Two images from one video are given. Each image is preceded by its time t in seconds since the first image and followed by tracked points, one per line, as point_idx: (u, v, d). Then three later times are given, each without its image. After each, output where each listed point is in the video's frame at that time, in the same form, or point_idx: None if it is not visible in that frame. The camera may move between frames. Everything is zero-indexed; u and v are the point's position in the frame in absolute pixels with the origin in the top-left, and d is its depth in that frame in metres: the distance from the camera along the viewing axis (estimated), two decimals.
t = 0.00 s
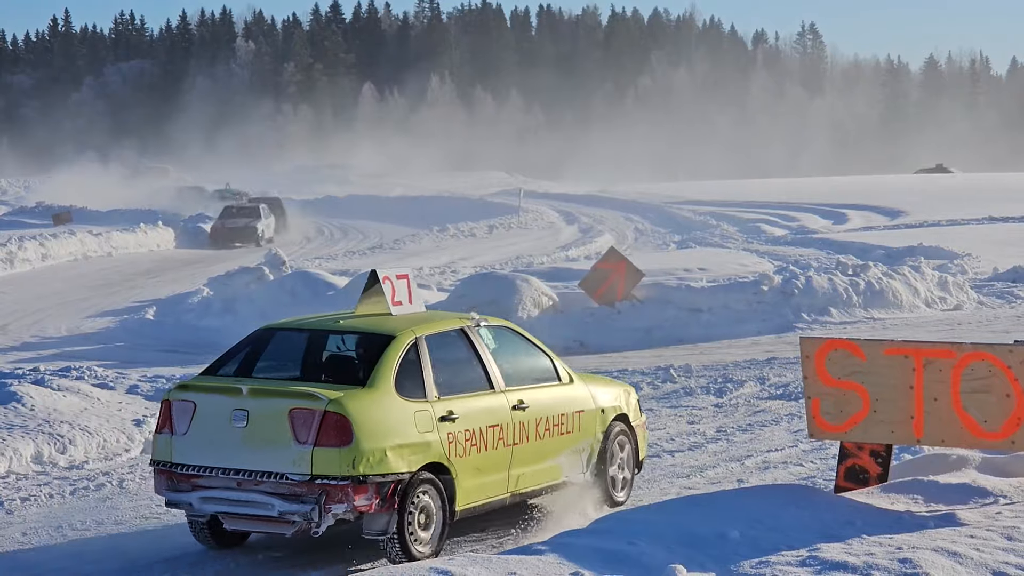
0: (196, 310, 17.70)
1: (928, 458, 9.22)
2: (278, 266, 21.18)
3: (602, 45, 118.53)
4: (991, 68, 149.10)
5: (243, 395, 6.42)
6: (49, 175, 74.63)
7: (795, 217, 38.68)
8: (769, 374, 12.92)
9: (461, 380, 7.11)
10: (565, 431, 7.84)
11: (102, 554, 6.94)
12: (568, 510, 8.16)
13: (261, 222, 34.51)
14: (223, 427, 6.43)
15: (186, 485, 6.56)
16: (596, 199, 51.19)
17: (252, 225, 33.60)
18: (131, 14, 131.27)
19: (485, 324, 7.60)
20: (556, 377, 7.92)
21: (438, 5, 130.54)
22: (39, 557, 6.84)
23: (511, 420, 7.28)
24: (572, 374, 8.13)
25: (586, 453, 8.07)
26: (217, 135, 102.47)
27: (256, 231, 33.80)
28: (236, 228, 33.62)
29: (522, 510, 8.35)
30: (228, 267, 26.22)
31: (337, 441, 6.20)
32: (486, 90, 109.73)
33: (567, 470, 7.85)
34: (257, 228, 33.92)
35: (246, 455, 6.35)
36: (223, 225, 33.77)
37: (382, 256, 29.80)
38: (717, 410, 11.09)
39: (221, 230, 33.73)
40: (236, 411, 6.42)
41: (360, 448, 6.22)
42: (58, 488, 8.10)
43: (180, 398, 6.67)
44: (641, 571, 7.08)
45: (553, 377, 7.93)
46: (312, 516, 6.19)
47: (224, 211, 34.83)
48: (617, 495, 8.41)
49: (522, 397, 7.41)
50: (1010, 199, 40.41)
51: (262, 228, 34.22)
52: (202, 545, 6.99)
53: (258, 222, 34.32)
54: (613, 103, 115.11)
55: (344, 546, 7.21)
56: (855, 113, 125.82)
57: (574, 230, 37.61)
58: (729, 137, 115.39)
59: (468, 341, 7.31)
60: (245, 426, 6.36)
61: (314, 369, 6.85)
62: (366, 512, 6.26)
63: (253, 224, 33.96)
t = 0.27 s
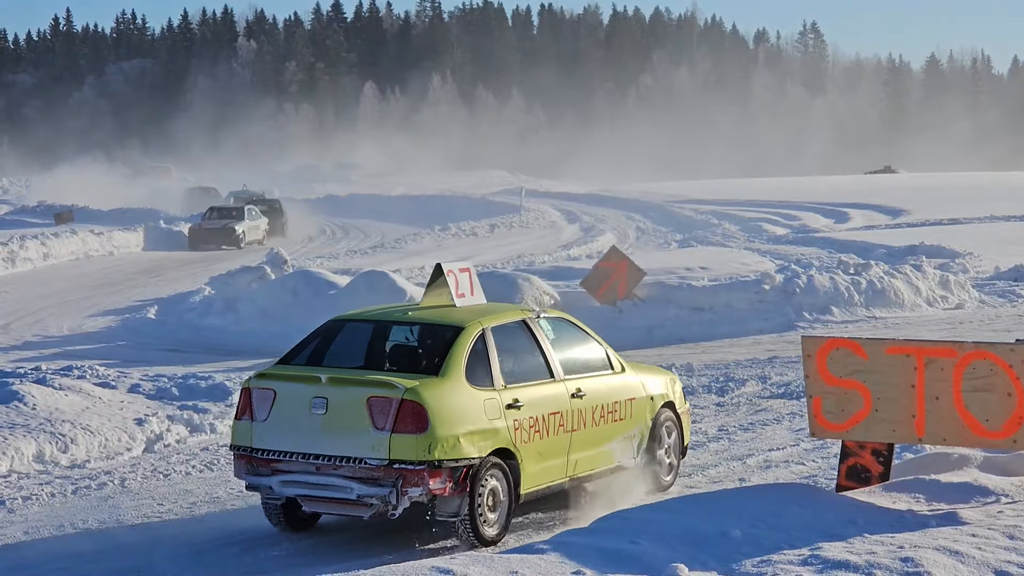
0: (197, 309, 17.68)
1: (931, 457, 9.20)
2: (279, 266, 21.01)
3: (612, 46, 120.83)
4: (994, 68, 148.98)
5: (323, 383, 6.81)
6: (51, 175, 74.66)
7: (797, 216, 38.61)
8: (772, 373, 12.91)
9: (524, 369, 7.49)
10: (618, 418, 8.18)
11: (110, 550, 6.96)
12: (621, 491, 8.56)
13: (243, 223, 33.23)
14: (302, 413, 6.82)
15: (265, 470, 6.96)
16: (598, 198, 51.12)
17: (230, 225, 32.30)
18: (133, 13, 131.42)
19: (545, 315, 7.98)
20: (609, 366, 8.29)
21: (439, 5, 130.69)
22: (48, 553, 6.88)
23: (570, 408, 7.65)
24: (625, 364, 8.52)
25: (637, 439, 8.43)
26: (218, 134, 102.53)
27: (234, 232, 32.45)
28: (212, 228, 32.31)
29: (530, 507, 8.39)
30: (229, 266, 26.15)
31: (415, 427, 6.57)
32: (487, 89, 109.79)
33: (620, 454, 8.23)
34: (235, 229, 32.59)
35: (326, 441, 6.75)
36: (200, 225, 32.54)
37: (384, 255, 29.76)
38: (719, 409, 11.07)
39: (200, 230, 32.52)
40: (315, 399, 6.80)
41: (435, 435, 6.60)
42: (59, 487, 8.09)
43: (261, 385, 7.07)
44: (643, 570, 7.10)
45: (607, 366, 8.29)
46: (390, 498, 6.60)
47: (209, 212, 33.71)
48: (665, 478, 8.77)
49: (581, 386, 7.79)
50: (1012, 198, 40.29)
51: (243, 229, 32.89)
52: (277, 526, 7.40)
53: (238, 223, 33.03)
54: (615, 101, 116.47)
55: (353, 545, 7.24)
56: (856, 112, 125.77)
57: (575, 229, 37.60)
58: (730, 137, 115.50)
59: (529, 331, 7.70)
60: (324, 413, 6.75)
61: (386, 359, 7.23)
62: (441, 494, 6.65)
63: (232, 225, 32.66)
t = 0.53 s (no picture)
0: (202, 308, 17.67)
1: (935, 456, 9.19)
2: (283, 264, 20.96)
3: (618, 45, 123.44)
4: (998, 67, 149.02)
5: (401, 369, 7.29)
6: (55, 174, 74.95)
7: (801, 215, 38.57)
8: (778, 371, 12.92)
9: (589, 355, 7.95)
10: (674, 401, 8.61)
11: (119, 546, 7.02)
12: (677, 469, 8.95)
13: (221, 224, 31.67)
14: (383, 399, 7.31)
15: (347, 452, 7.45)
16: (602, 198, 51.08)
17: (207, 227, 30.76)
18: (136, 12, 131.45)
19: (606, 304, 8.43)
20: (667, 351, 8.72)
21: (443, 5, 130.78)
22: (58, 547, 6.97)
23: (632, 391, 8.11)
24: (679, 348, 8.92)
25: (693, 421, 8.86)
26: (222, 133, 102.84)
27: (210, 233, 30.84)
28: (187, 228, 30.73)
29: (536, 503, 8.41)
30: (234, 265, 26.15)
31: (490, 410, 7.05)
32: (490, 89, 110.13)
33: (678, 436, 8.65)
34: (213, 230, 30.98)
35: (407, 423, 7.23)
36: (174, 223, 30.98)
37: (388, 254, 29.77)
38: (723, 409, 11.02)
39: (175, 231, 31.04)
40: (394, 385, 7.29)
41: (509, 417, 7.08)
42: (63, 487, 8.10)
43: (341, 372, 7.57)
44: (649, 568, 7.14)
45: (664, 352, 8.73)
46: (468, 477, 7.07)
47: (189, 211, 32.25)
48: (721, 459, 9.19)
49: (642, 368, 8.27)
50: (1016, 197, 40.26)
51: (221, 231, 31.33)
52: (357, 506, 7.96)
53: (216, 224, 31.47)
54: (619, 101, 117.23)
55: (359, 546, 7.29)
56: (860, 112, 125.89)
57: (580, 228, 37.63)
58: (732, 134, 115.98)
59: (592, 318, 8.15)
60: (403, 398, 7.23)
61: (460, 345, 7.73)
62: (515, 474, 7.14)
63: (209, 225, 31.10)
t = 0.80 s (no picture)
0: (210, 307, 17.71)
1: (943, 455, 9.17)
2: (290, 264, 20.96)
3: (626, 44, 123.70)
4: (1004, 66, 148.87)
5: (485, 352, 7.88)
6: (63, 173, 75.16)
7: (809, 213, 38.56)
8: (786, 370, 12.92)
9: (660, 339, 8.50)
10: (739, 383, 9.13)
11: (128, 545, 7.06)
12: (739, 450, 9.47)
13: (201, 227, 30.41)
14: (468, 380, 7.91)
15: (433, 431, 8.05)
16: (610, 196, 51.06)
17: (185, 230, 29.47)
18: (143, 12, 131.44)
19: (675, 291, 8.97)
20: (730, 336, 9.25)
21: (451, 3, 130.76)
22: (69, 545, 7.02)
23: (700, 373, 8.65)
24: (743, 335, 9.44)
25: (756, 403, 9.38)
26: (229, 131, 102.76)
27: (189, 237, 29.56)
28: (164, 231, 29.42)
29: (554, 499, 8.48)
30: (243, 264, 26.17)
31: (570, 390, 7.60)
32: (498, 87, 110.01)
33: (742, 417, 9.19)
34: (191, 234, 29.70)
35: (490, 403, 7.82)
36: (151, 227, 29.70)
37: (396, 253, 29.81)
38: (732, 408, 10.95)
39: (152, 235, 29.72)
40: (478, 367, 7.89)
41: (588, 397, 7.64)
42: (71, 486, 8.10)
43: (427, 357, 8.17)
44: (658, 566, 7.17)
45: (728, 336, 9.27)
46: (549, 454, 7.64)
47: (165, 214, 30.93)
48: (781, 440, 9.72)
49: (710, 352, 8.82)
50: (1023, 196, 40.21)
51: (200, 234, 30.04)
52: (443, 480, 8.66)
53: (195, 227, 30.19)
54: (627, 100, 117.28)
55: (368, 548, 7.32)
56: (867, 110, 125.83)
57: (587, 227, 37.65)
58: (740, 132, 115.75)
59: (663, 304, 8.69)
60: (486, 378, 7.82)
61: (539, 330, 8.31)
62: (593, 450, 7.70)
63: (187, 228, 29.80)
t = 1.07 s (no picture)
0: (224, 306, 17.80)
1: (957, 453, 9.13)
2: (304, 262, 21.00)
3: (639, 41, 123.77)
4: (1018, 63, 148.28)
5: (576, 336, 8.47)
6: (76, 171, 75.41)
7: (821, 211, 38.47)
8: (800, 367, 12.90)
9: (740, 323, 9.07)
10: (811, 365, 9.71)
11: (143, 546, 7.12)
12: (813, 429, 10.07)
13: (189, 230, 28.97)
14: (557, 363, 8.51)
15: (525, 411, 8.64)
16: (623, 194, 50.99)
17: (174, 233, 28.08)
18: (157, 10, 131.72)
19: (752, 279, 9.55)
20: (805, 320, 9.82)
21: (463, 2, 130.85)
22: (86, 544, 7.09)
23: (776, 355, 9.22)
24: (818, 319, 9.99)
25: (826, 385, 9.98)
26: (242, 128, 102.85)
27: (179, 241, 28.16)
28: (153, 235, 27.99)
29: (577, 493, 8.54)
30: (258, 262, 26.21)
31: (655, 370, 8.17)
32: (510, 86, 109.54)
33: (816, 397, 9.77)
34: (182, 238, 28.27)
35: (579, 383, 8.39)
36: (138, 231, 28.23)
37: (408, 251, 29.86)
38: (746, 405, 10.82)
39: (137, 239, 28.24)
40: (568, 349, 8.47)
41: (673, 377, 8.22)
42: (85, 484, 8.12)
43: (519, 342, 8.77)
44: (668, 564, 7.17)
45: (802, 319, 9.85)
46: (636, 432, 8.23)
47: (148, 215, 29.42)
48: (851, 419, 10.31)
49: (785, 336, 9.44)
50: None
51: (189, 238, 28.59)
52: (523, 460, 9.22)
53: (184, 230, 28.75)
54: (640, 98, 116.63)
55: (382, 548, 7.37)
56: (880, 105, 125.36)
57: (600, 224, 37.66)
58: (754, 128, 115.14)
59: (740, 291, 9.27)
60: (577, 360, 8.40)
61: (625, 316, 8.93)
62: (677, 428, 8.29)
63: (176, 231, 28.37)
